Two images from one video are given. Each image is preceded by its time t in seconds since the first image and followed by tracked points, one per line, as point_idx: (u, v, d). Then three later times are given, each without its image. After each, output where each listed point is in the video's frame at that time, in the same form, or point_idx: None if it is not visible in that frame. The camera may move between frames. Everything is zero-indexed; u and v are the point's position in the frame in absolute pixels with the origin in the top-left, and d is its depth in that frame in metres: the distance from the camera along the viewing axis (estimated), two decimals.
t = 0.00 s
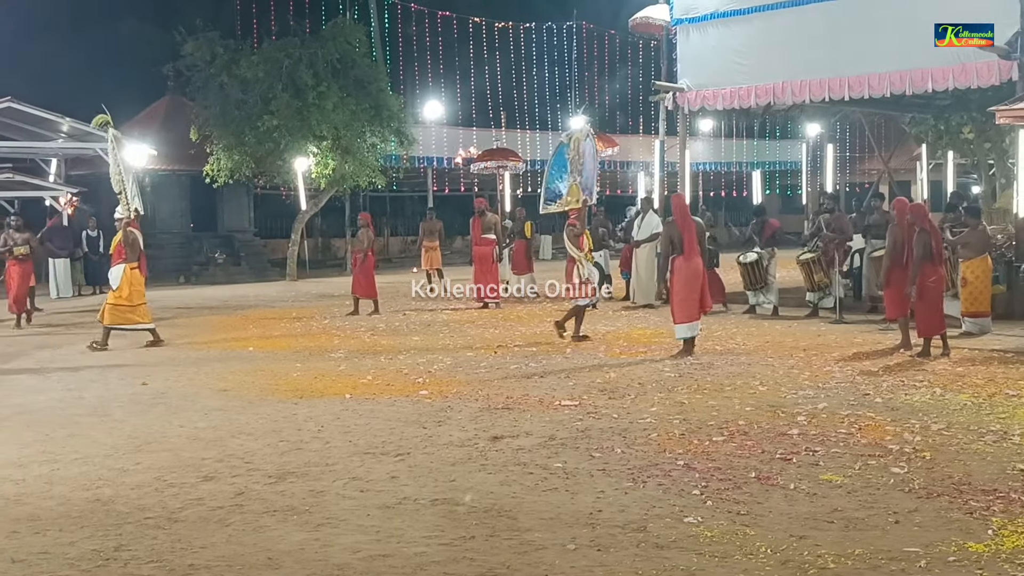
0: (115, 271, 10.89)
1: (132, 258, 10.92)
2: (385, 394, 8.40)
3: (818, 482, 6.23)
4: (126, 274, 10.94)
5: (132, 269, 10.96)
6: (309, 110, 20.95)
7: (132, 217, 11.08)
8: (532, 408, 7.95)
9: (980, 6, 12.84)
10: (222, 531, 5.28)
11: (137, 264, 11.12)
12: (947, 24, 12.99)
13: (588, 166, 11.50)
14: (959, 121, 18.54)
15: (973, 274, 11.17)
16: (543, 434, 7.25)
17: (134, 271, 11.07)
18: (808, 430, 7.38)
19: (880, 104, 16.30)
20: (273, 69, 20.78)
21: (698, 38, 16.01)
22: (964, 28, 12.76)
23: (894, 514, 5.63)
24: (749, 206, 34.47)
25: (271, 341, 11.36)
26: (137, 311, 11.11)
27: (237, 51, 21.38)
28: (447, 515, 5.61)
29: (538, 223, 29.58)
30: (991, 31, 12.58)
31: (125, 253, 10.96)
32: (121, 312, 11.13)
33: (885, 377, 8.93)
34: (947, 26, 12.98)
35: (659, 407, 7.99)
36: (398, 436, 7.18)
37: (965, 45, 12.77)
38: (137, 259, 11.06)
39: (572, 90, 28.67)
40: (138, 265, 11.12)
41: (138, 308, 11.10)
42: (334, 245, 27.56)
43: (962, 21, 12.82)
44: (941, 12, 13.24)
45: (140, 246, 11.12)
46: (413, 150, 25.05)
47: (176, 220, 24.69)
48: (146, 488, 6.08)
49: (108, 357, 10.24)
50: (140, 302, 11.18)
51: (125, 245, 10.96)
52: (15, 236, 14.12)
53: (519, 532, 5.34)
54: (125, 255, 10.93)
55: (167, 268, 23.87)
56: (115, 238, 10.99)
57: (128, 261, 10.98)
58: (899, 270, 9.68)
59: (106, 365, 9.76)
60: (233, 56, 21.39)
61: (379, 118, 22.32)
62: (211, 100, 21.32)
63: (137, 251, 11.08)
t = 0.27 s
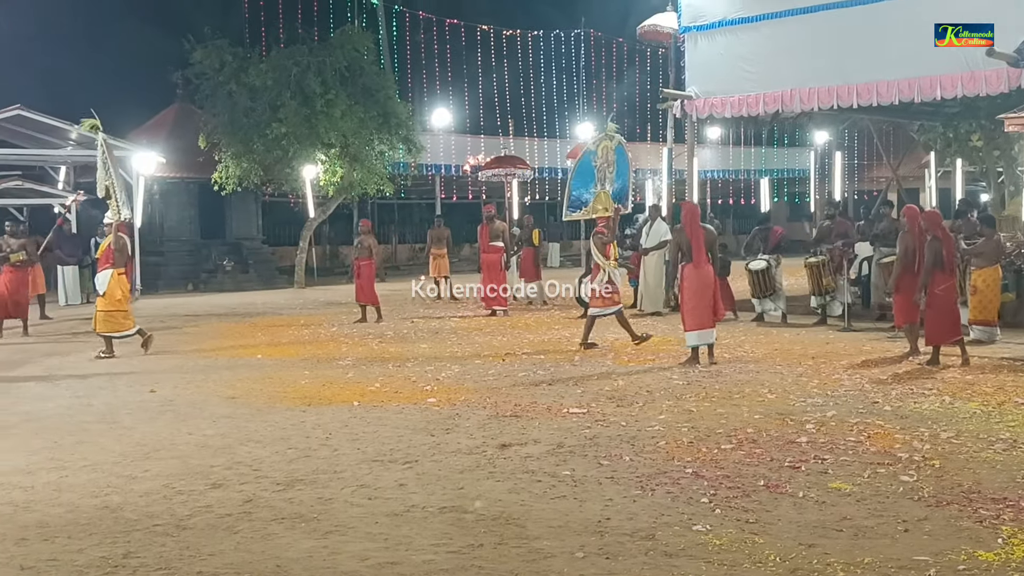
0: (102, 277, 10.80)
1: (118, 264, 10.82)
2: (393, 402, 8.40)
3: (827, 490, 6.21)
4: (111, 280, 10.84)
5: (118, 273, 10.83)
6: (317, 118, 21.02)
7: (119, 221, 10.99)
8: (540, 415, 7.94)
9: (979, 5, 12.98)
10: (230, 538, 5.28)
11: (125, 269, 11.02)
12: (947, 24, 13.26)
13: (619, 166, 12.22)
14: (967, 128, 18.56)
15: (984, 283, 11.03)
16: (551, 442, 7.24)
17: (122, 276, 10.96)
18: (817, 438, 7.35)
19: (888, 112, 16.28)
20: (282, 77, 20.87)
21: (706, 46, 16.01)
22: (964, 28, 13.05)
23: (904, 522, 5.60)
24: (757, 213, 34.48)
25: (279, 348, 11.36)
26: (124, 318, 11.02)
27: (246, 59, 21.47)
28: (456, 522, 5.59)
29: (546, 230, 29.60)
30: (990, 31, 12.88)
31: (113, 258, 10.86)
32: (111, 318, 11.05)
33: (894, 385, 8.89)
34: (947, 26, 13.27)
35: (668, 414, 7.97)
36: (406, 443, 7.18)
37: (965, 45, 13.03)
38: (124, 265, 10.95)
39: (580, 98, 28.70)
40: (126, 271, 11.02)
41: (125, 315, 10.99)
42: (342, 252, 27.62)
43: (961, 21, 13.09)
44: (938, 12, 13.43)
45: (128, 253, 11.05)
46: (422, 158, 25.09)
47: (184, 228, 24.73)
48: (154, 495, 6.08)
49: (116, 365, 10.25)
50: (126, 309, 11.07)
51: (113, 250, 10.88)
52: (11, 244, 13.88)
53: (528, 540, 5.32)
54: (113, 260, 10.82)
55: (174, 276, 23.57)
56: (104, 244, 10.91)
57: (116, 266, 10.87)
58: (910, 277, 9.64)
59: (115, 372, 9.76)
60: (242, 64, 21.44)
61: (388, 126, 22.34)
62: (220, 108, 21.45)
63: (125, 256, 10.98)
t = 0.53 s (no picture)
0: (97, 284, 10.77)
1: (113, 271, 10.79)
2: (403, 410, 8.41)
3: (837, 502, 6.18)
4: (108, 288, 10.81)
5: (115, 281, 10.81)
6: (328, 127, 21.09)
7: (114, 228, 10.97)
8: (550, 425, 7.93)
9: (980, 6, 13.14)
10: (240, 547, 5.28)
11: (121, 277, 10.99)
12: (946, 24, 13.48)
13: (652, 175, 13.69)
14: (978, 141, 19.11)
15: (999, 292, 11.03)
16: (560, 452, 7.23)
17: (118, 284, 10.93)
18: (827, 450, 7.33)
19: (898, 123, 16.26)
20: (293, 87, 20.94)
21: (718, 57, 15.98)
22: (964, 28, 13.28)
23: (914, 535, 5.57)
24: (767, 224, 34.49)
25: (289, 357, 11.38)
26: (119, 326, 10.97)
27: (257, 68, 21.47)
28: (465, 532, 5.59)
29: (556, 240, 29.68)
30: (990, 30, 13.09)
31: (109, 266, 10.83)
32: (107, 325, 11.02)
33: (905, 397, 8.86)
34: (947, 26, 13.50)
35: (678, 425, 7.95)
36: (416, 453, 7.18)
37: (965, 44, 13.23)
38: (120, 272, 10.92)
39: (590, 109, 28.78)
40: (121, 279, 10.99)
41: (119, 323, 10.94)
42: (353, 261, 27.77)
43: (961, 22, 13.32)
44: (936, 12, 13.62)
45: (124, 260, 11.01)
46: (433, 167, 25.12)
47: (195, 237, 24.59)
48: (164, 504, 6.08)
49: (127, 372, 10.27)
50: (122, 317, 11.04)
51: (108, 257, 10.85)
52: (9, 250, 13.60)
53: (537, 551, 5.30)
54: (108, 268, 10.79)
55: (185, 284, 23.49)
56: (99, 251, 10.89)
57: (111, 274, 10.85)
58: (924, 289, 9.61)
59: (125, 380, 9.79)
60: (253, 73, 21.42)
61: (398, 135, 22.42)
62: (231, 117, 21.44)
63: (120, 263, 10.94)
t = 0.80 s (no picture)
0: (96, 297, 10.79)
1: (112, 284, 10.82)
2: (416, 423, 8.42)
3: (852, 520, 6.16)
4: (107, 301, 10.84)
5: (114, 294, 10.84)
6: (344, 137, 21.12)
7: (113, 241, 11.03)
8: (564, 438, 7.94)
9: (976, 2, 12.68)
10: (253, 560, 5.29)
11: (119, 290, 11.02)
12: (946, 24, 13.06)
13: (687, 185, 14.05)
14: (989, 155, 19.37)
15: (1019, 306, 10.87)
16: (574, 466, 7.23)
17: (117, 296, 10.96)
18: (843, 466, 7.31)
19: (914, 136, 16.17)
20: (309, 96, 21.00)
21: (733, 70, 15.45)
22: (964, 28, 12.89)
23: (930, 554, 5.54)
24: (782, 236, 34.36)
25: (303, 366, 11.40)
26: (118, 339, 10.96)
27: (273, 79, 21.73)
28: (478, 547, 5.58)
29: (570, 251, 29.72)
30: (991, 30, 12.67)
31: (108, 279, 10.86)
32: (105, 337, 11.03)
33: (920, 413, 8.82)
34: (947, 26, 13.09)
35: (692, 439, 7.95)
36: (429, 465, 7.20)
37: (965, 45, 12.81)
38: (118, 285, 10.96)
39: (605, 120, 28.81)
40: (120, 292, 11.02)
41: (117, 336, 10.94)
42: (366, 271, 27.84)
43: (961, 22, 12.92)
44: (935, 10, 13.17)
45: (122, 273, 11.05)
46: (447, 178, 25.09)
47: (210, 246, 24.60)
48: (178, 515, 6.10)
49: (141, 381, 10.30)
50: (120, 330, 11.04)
51: (107, 270, 10.89)
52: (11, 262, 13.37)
53: (551, 567, 5.29)
54: (107, 280, 10.83)
55: (200, 293, 23.63)
56: (97, 264, 10.92)
57: (110, 286, 10.88)
58: (938, 303, 9.57)
59: (140, 389, 9.83)
60: (269, 84, 21.62)
61: (413, 146, 22.30)
62: (247, 127, 21.60)
63: (119, 276, 10.99)
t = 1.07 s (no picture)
0: (94, 311, 10.86)
1: (110, 298, 10.92)
2: (433, 439, 8.50)
3: (872, 542, 6.13)
4: (103, 314, 10.90)
5: (111, 307, 10.91)
6: (361, 150, 21.12)
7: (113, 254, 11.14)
8: (580, 456, 8.00)
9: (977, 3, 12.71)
10: None
11: (119, 303, 11.09)
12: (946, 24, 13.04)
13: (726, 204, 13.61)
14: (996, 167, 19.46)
15: None
16: (591, 484, 7.25)
17: (115, 310, 11.04)
18: (861, 486, 7.32)
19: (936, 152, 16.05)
20: (327, 109, 21.04)
21: (750, 83, 15.12)
22: (964, 28, 12.89)
23: None
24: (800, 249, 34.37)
25: (322, 378, 11.49)
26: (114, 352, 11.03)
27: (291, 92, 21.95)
28: (495, 567, 5.59)
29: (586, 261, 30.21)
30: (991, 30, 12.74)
31: (106, 292, 10.95)
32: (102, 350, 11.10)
33: (939, 431, 8.80)
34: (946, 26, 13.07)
35: (710, 457, 7.98)
36: (446, 483, 7.27)
37: (966, 45, 12.88)
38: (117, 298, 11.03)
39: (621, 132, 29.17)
40: (118, 305, 11.10)
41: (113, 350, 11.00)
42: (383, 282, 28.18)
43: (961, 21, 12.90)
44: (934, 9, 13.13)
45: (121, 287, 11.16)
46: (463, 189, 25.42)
47: (228, 257, 24.98)
48: (196, 531, 6.18)
49: (160, 394, 10.42)
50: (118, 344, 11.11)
51: (105, 284, 10.98)
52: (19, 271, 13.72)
53: None
54: (105, 294, 10.91)
55: (218, 304, 23.93)
56: (96, 277, 11.02)
57: (108, 300, 10.96)
58: (953, 318, 9.52)
59: (160, 401, 9.94)
60: (287, 98, 21.83)
61: (431, 158, 22.42)
62: (265, 140, 21.79)
63: (118, 289, 11.07)
